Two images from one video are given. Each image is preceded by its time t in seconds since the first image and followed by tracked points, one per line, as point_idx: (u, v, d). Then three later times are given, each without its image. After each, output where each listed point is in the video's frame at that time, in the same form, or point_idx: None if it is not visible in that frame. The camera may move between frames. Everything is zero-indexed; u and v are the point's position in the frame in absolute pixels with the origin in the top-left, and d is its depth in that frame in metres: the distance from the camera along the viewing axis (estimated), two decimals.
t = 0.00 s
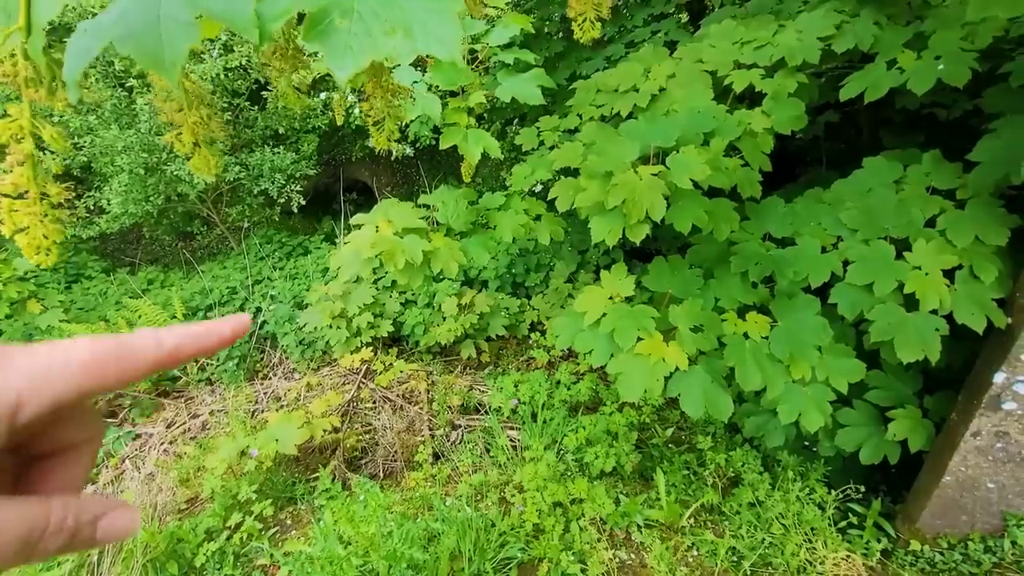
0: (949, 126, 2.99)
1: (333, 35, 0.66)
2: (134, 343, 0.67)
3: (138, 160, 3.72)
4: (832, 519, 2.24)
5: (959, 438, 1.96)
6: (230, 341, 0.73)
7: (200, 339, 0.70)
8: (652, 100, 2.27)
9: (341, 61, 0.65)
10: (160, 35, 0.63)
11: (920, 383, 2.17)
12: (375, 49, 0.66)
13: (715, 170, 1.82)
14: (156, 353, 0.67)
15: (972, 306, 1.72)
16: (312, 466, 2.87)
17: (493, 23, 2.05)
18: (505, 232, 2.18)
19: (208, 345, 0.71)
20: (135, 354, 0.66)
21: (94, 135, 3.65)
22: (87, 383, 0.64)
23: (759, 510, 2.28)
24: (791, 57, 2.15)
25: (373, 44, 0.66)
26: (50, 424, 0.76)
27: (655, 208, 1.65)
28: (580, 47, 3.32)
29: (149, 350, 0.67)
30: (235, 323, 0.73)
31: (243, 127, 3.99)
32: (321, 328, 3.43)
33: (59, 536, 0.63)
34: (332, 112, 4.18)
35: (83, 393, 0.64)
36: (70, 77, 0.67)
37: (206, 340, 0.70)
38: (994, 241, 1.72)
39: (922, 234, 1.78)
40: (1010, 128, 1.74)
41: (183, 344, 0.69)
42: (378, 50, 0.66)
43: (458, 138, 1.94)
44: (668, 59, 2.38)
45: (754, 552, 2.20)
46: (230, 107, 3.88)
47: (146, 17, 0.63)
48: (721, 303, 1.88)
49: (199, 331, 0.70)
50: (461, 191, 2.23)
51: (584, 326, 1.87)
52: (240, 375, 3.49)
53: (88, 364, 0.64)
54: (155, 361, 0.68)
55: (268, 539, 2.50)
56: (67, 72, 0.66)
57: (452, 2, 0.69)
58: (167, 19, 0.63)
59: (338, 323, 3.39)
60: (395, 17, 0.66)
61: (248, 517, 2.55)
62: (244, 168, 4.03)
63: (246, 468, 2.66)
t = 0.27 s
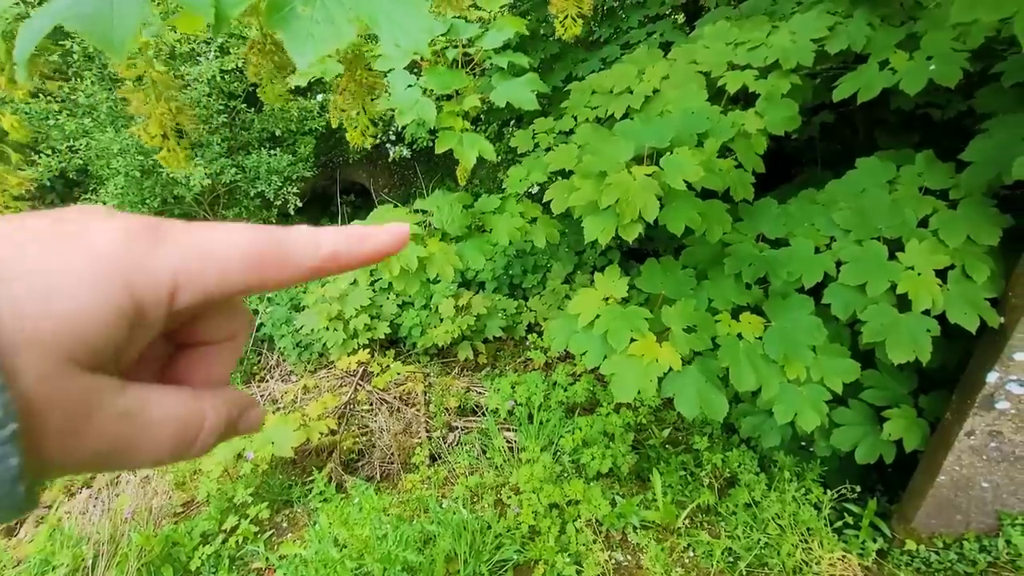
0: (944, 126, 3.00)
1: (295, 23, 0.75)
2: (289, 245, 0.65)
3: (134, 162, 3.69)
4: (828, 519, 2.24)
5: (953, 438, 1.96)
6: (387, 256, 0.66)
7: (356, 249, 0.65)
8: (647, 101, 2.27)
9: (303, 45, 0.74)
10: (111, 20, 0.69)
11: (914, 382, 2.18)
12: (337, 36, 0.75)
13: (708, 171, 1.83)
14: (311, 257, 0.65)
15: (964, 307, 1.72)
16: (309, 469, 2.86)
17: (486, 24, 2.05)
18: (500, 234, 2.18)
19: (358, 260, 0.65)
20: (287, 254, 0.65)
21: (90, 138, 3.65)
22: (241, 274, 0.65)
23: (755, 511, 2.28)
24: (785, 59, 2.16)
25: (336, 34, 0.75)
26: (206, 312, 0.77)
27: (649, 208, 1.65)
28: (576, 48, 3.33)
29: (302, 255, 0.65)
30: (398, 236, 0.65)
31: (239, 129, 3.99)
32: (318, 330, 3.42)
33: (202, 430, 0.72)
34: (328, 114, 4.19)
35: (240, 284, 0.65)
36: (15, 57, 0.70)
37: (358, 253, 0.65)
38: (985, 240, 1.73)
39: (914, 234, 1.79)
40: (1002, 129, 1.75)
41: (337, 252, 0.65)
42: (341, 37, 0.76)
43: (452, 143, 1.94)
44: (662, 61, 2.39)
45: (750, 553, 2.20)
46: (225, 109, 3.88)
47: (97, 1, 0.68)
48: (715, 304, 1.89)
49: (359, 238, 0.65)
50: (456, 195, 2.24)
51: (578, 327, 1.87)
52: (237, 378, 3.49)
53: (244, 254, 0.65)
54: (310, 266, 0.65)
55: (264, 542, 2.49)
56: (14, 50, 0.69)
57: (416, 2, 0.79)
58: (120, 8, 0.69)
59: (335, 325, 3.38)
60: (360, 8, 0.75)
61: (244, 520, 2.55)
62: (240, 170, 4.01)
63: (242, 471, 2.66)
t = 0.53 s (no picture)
0: (941, 125, 3.01)
1: (283, 7, 0.84)
2: (396, 219, 0.55)
3: (131, 165, 3.61)
4: (829, 520, 2.23)
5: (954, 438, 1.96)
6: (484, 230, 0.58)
7: (456, 228, 0.56)
8: (645, 103, 2.27)
9: (292, 27, 0.84)
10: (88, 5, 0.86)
11: (914, 383, 2.18)
12: (324, 19, 0.84)
13: (707, 172, 1.82)
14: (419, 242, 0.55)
15: (965, 307, 1.72)
16: (308, 472, 2.86)
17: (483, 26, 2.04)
18: (499, 236, 2.18)
19: (462, 237, 0.57)
20: (396, 231, 0.55)
21: (86, 141, 3.63)
22: (352, 254, 0.55)
23: (756, 512, 2.27)
24: (783, 60, 2.16)
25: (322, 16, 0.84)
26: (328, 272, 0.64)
27: (648, 208, 1.64)
28: (574, 49, 3.33)
29: (408, 232, 0.55)
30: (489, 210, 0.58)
31: (236, 131, 3.98)
32: (317, 332, 3.41)
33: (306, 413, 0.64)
34: (326, 116, 4.18)
35: (345, 264, 0.55)
36: None
37: (462, 229, 0.56)
38: (983, 241, 1.73)
39: (913, 235, 1.79)
40: (1000, 129, 1.75)
41: (441, 228, 0.56)
42: (329, 19, 0.84)
43: (449, 146, 1.94)
44: (661, 62, 2.39)
45: (751, 554, 2.19)
46: (223, 112, 3.87)
47: None
48: (714, 305, 1.88)
49: (456, 214, 0.56)
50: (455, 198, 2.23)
51: (578, 329, 1.87)
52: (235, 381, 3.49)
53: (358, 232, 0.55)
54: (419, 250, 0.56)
55: (263, 546, 2.48)
56: None
57: None
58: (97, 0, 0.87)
59: (333, 328, 3.42)
60: None
61: (243, 524, 2.54)
62: (239, 174, 3.93)
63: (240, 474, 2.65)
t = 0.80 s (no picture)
0: (940, 127, 3.01)
1: (294, 8, 0.70)
2: (207, 251, 0.54)
3: (130, 168, 3.68)
4: (830, 522, 2.23)
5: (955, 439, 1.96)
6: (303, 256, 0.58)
7: (270, 258, 0.56)
8: (645, 106, 2.27)
9: (300, 31, 0.70)
10: (93, 6, 0.76)
11: (914, 384, 2.18)
12: (335, 23, 0.70)
13: (707, 174, 1.82)
14: (231, 269, 0.54)
15: (965, 308, 1.72)
16: (308, 476, 2.85)
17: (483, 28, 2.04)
18: (499, 240, 2.18)
19: (278, 265, 0.57)
20: (203, 262, 0.54)
21: (86, 144, 3.64)
22: (155, 285, 0.54)
23: (757, 514, 2.27)
24: (783, 62, 2.16)
25: (332, 18, 0.70)
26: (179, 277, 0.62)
27: (649, 211, 1.64)
28: (573, 52, 3.33)
29: (217, 263, 0.54)
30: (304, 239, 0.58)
31: (235, 135, 3.97)
32: (316, 335, 3.41)
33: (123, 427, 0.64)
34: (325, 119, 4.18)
35: (151, 296, 0.54)
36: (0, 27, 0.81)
37: (277, 258, 0.56)
38: (984, 242, 1.73)
39: (913, 236, 1.79)
40: (1000, 131, 1.75)
41: (254, 258, 0.55)
42: (338, 24, 0.70)
43: (450, 147, 1.94)
44: (660, 64, 2.39)
45: (752, 557, 2.19)
46: (222, 115, 3.87)
47: None
48: (715, 307, 1.88)
49: (268, 243, 0.56)
50: (455, 201, 2.23)
51: (579, 332, 1.87)
52: (235, 384, 3.49)
53: (164, 260, 0.54)
54: (231, 277, 0.55)
55: (263, 550, 2.48)
56: (0, 27, 0.78)
57: None
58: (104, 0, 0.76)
59: (333, 330, 3.38)
60: None
61: (243, 529, 2.53)
62: (238, 176, 3.99)
63: (240, 478, 2.64)
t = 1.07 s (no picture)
0: (938, 128, 3.02)
1: (321, 17, 0.58)
2: (106, 246, 0.55)
3: (130, 171, 3.72)
4: (833, 522, 2.24)
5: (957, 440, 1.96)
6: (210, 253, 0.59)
7: (174, 253, 0.57)
8: (646, 108, 2.28)
9: (328, 43, 0.58)
10: (131, 9, 0.53)
11: (915, 384, 2.18)
12: (364, 33, 0.58)
13: (709, 176, 1.83)
14: (129, 265, 0.55)
15: (967, 309, 1.73)
16: (309, 479, 2.85)
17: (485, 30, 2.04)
18: (501, 241, 2.18)
19: (183, 262, 0.57)
20: (101, 258, 0.55)
21: (85, 147, 3.63)
22: (43, 286, 0.54)
23: (759, 515, 2.28)
24: (783, 64, 2.17)
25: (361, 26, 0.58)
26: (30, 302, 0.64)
27: (652, 214, 1.65)
28: (572, 54, 3.34)
29: (115, 258, 0.55)
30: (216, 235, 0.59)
31: (234, 138, 3.97)
32: (317, 338, 3.41)
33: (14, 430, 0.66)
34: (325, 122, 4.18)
35: (47, 294, 0.54)
36: (32, 58, 0.57)
37: (183, 253, 0.57)
38: (985, 242, 1.74)
39: (915, 237, 1.79)
40: (1000, 132, 1.76)
41: (156, 253, 0.56)
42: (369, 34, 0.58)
43: (454, 150, 1.94)
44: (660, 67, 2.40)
45: (755, 557, 2.19)
46: (221, 118, 3.86)
47: None
48: (718, 308, 1.88)
49: (172, 238, 0.57)
50: (457, 203, 2.23)
51: (582, 333, 1.87)
52: (235, 387, 3.48)
53: (49, 263, 0.54)
54: (130, 273, 0.56)
55: (265, 554, 2.48)
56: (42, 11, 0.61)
57: None
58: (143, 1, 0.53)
59: (334, 333, 3.37)
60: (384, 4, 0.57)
61: (245, 532, 2.52)
62: (237, 178, 4.00)
63: (243, 481, 2.63)
